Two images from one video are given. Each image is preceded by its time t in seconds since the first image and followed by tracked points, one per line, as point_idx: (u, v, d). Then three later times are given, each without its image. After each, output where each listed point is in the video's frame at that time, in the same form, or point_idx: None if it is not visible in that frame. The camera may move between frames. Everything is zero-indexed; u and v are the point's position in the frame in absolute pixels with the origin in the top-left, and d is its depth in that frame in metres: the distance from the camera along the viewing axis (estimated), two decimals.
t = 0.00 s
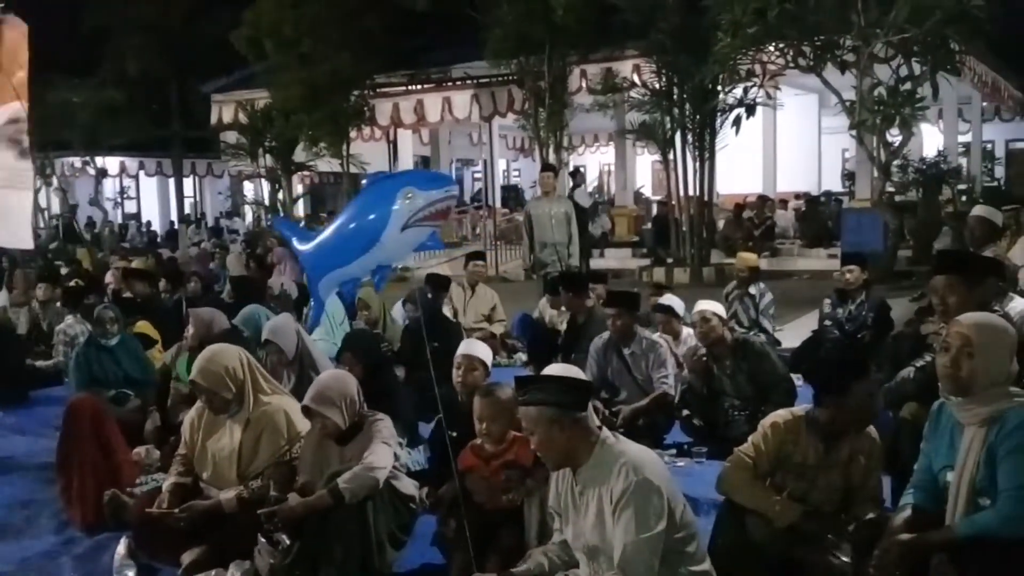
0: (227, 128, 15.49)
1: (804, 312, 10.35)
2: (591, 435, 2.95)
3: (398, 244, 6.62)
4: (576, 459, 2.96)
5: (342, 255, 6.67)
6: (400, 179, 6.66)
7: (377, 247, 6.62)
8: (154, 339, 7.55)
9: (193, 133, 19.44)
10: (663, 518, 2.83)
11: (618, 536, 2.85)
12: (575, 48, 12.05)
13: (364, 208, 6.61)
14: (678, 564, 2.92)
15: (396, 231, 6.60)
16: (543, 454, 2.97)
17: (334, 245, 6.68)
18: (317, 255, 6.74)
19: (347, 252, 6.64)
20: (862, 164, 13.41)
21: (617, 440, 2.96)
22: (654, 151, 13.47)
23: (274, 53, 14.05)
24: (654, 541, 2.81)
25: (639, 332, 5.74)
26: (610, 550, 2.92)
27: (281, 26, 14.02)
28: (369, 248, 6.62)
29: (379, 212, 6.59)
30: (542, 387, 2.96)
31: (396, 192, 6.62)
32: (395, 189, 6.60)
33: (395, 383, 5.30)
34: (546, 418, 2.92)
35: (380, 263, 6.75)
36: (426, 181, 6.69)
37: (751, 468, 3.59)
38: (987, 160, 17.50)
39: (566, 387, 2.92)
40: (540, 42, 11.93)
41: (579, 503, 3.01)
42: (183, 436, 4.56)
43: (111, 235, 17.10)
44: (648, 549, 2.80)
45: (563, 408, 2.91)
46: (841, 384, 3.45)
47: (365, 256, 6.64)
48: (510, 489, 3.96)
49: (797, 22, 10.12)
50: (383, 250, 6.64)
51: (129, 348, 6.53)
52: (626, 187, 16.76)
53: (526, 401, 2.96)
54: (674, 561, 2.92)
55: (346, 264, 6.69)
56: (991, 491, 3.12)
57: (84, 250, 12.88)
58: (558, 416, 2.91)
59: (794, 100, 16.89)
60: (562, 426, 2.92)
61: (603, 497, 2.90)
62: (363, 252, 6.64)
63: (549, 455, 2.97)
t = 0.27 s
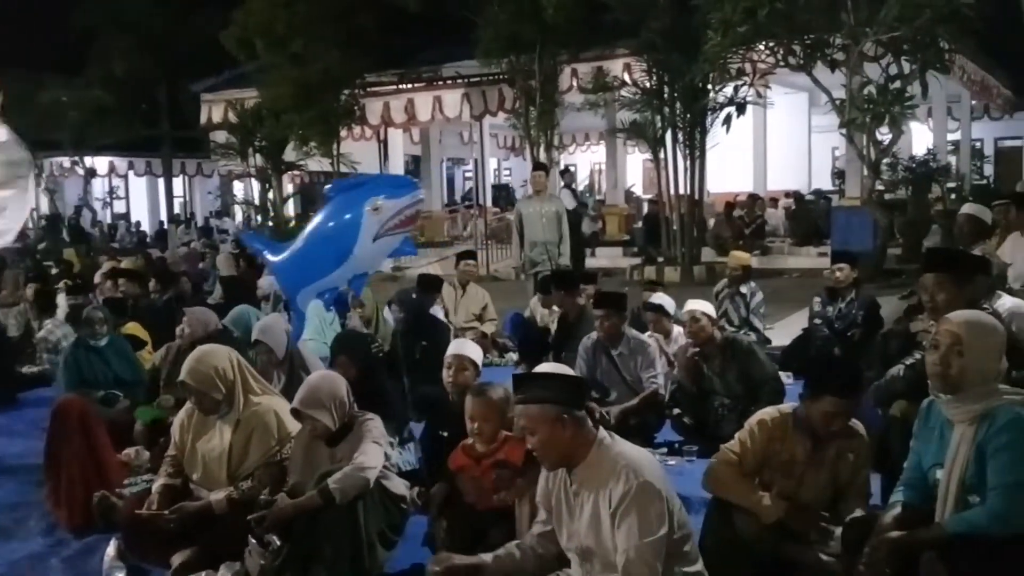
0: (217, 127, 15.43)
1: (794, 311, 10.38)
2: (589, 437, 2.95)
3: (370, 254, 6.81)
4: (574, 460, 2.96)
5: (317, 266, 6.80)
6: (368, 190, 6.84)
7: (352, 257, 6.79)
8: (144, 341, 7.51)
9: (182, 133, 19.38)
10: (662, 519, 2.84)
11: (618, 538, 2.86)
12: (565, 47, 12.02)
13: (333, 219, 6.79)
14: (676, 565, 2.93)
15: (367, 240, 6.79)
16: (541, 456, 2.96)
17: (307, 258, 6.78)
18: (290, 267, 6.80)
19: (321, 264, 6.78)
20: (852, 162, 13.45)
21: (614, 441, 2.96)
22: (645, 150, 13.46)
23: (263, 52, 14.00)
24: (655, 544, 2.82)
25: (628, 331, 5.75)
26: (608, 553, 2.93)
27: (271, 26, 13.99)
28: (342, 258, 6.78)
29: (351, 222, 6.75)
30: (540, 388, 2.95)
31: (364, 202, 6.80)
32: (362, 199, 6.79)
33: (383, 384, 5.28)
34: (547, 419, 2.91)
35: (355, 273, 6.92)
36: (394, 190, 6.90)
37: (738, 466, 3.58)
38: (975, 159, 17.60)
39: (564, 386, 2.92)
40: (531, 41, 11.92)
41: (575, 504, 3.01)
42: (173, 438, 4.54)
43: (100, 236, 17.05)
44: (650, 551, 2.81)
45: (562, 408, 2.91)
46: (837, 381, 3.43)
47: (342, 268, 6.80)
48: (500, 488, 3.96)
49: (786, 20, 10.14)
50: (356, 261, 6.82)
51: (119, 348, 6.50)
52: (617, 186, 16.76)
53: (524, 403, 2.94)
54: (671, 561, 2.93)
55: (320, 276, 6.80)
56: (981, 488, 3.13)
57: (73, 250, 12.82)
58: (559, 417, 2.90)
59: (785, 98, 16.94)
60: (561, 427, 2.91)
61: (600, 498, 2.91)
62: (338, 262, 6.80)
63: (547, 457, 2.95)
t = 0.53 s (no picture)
0: (196, 126, 15.33)
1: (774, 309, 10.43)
2: (582, 439, 2.97)
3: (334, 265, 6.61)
4: (567, 462, 2.98)
5: (282, 279, 6.52)
6: (329, 199, 6.61)
7: (318, 267, 6.58)
8: (123, 341, 7.47)
9: (161, 131, 19.23)
10: (654, 523, 2.87)
11: (609, 540, 2.90)
12: (546, 46, 12.01)
13: (296, 227, 6.53)
14: (666, 569, 2.96)
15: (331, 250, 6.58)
16: (535, 458, 2.97)
17: (270, 269, 6.49)
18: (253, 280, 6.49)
19: (287, 275, 6.51)
20: (832, 162, 13.53)
21: (606, 444, 2.99)
22: (627, 149, 13.47)
23: (243, 50, 13.89)
24: (648, 549, 2.85)
25: (609, 331, 5.75)
26: (599, 557, 2.96)
27: (250, 24, 13.91)
28: (307, 269, 6.54)
29: (315, 232, 6.51)
30: (534, 390, 2.96)
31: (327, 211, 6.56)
32: (327, 207, 6.56)
33: (365, 385, 5.26)
34: (542, 422, 2.92)
35: (318, 283, 6.71)
36: (355, 198, 6.69)
37: (718, 466, 3.63)
38: (954, 158, 17.74)
39: (560, 388, 2.94)
40: (512, 40, 11.91)
41: (566, 507, 3.03)
42: (153, 439, 4.51)
43: (77, 236, 16.91)
44: (643, 557, 2.85)
45: (558, 411, 2.92)
46: (815, 379, 3.44)
47: (308, 278, 6.58)
48: (482, 489, 3.95)
49: (766, 19, 10.17)
50: (321, 271, 6.61)
51: (98, 349, 6.46)
52: (598, 185, 16.77)
53: (518, 404, 2.95)
54: (661, 566, 2.96)
55: (285, 288, 6.53)
56: (960, 485, 3.15)
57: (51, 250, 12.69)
58: (554, 419, 2.92)
59: (765, 98, 17.03)
60: (555, 429, 2.93)
61: (591, 500, 2.93)
62: (302, 274, 6.56)
63: (541, 460, 2.96)
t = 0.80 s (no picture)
0: (184, 123, 15.25)
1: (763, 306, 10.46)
2: (588, 441, 2.98)
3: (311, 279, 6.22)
4: (571, 464, 2.99)
5: (254, 294, 6.14)
6: (305, 211, 6.23)
7: (293, 282, 6.19)
8: (111, 339, 7.43)
9: (148, 128, 19.14)
10: (655, 528, 2.90)
11: (609, 543, 2.91)
12: (535, 43, 11.98)
13: (266, 242, 6.15)
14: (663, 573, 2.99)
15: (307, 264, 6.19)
16: (541, 460, 2.97)
17: (242, 284, 6.12)
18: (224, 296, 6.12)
19: (259, 290, 6.13)
20: (820, 159, 13.57)
21: (610, 447, 3.00)
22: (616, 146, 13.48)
23: (230, 47, 13.83)
24: (650, 555, 2.88)
25: (599, 327, 5.78)
26: (596, 561, 2.97)
27: (238, 21, 13.84)
28: (281, 284, 6.16)
29: (289, 245, 6.14)
30: (546, 391, 2.95)
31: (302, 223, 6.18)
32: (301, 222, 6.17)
33: (354, 382, 5.27)
34: (552, 423, 2.92)
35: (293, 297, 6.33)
36: (332, 209, 6.30)
37: (706, 462, 3.62)
38: (941, 155, 17.82)
39: (571, 389, 2.96)
40: (501, 37, 11.88)
41: (567, 508, 3.04)
42: (139, 436, 4.49)
43: (64, 234, 16.83)
44: (643, 564, 2.87)
45: (567, 413, 2.93)
46: (794, 375, 3.46)
47: (282, 294, 6.18)
48: (474, 487, 3.95)
49: (756, 16, 10.17)
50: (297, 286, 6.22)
51: (85, 346, 6.42)
52: (588, 182, 16.78)
53: (527, 404, 2.95)
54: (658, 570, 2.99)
55: (258, 305, 6.15)
56: (946, 480, 3.17)
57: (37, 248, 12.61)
58: (564, 421, 2.93)
59: (754, 95, 17.06)
60: (565, 431, 2.93)
61: (594, 501, 2.94)
62: (276, 289, 6.17)
63: (547, 461, 2.97)
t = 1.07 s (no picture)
0: (165, 119, 15.15)
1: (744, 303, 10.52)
2: (585, 445, 3.01)
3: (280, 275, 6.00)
4: (567, 466, 3.00)
5: (223, 297, 5.93)
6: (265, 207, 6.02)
7: (261, 280, 5.97)
8: (92, 337, 7.39)
9: (128, 124, 18.99)
10: (647, 534, 2.94)
11: (600, 547, 2.93)
12: (518, 40, 11.96)
13: (229, 243, 5.96)
14: None
15: (273, 260, 5.97)
16: (537, 461, 2.98)
17: (208, 290, 5.92)
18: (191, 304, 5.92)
19: (226, 294, 5.92)
20: (802, 156, 13.65)
21: (606, 450, 3.03)
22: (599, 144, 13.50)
23: (212, 43, 13.74)
24: (641, 558, 2.91)
25: (586, 324, 5.78)
26: (585, 562, 3.00)
27: (219, 16, 13.75)
28: (249, 284, 5.94)
29: (252, 242, 5.92)
30: (550, 396, 2.94)
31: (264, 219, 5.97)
32: (262, 218, 5.97)
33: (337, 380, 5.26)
34: (555, 427, 2.92)
35: (265, 297, 6.10)
36: (294, 202, 6.09)
37: (687, 458, 3.66)
38: (922, 153, 17.95)
39: (573, 394, 2.96)
40: (484, 35, 11.87)
41: (558, 509, 3.06)
42: (120, 435, 4.46)
43: (45, 231, 16.69)
44: (634, 567, 2.89)
45: (569, 417, 2.95)
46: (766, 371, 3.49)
47: (250, 293, 5.96)
48: (457, 485, 3.95)
49: (737, 14, 10.20)
50: (266, 285, 5.99)
51: (65, 345, 6.36)
52: (571, 180, 16.80)
53: (527, 407, 2.95)
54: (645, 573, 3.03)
55: (227, 308, 5.93)
56: (926, 476, 3.19)
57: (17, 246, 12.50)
58: (567, 427, 2.94)
59: (736, 93, 17.13)
60: (568, 436, 2.95)
61: (589, 505, 2.96)
62: (244, 290, 5.95)
63: (542, 463, 2.98)
